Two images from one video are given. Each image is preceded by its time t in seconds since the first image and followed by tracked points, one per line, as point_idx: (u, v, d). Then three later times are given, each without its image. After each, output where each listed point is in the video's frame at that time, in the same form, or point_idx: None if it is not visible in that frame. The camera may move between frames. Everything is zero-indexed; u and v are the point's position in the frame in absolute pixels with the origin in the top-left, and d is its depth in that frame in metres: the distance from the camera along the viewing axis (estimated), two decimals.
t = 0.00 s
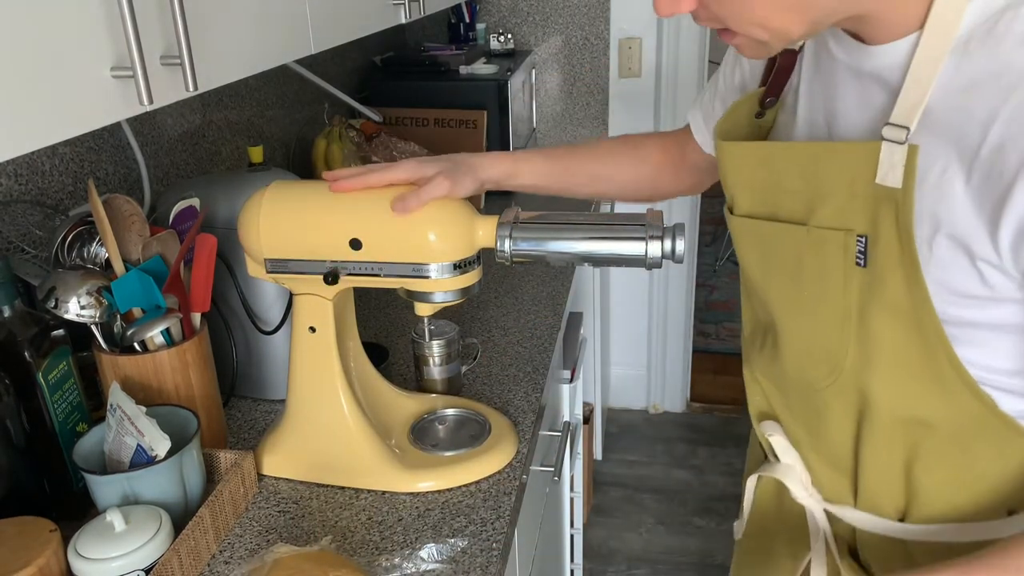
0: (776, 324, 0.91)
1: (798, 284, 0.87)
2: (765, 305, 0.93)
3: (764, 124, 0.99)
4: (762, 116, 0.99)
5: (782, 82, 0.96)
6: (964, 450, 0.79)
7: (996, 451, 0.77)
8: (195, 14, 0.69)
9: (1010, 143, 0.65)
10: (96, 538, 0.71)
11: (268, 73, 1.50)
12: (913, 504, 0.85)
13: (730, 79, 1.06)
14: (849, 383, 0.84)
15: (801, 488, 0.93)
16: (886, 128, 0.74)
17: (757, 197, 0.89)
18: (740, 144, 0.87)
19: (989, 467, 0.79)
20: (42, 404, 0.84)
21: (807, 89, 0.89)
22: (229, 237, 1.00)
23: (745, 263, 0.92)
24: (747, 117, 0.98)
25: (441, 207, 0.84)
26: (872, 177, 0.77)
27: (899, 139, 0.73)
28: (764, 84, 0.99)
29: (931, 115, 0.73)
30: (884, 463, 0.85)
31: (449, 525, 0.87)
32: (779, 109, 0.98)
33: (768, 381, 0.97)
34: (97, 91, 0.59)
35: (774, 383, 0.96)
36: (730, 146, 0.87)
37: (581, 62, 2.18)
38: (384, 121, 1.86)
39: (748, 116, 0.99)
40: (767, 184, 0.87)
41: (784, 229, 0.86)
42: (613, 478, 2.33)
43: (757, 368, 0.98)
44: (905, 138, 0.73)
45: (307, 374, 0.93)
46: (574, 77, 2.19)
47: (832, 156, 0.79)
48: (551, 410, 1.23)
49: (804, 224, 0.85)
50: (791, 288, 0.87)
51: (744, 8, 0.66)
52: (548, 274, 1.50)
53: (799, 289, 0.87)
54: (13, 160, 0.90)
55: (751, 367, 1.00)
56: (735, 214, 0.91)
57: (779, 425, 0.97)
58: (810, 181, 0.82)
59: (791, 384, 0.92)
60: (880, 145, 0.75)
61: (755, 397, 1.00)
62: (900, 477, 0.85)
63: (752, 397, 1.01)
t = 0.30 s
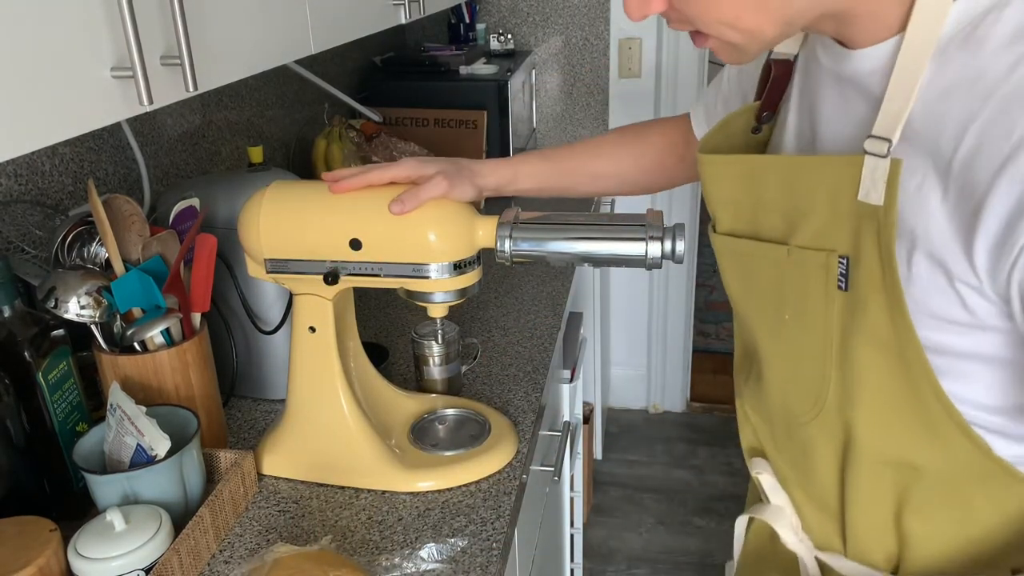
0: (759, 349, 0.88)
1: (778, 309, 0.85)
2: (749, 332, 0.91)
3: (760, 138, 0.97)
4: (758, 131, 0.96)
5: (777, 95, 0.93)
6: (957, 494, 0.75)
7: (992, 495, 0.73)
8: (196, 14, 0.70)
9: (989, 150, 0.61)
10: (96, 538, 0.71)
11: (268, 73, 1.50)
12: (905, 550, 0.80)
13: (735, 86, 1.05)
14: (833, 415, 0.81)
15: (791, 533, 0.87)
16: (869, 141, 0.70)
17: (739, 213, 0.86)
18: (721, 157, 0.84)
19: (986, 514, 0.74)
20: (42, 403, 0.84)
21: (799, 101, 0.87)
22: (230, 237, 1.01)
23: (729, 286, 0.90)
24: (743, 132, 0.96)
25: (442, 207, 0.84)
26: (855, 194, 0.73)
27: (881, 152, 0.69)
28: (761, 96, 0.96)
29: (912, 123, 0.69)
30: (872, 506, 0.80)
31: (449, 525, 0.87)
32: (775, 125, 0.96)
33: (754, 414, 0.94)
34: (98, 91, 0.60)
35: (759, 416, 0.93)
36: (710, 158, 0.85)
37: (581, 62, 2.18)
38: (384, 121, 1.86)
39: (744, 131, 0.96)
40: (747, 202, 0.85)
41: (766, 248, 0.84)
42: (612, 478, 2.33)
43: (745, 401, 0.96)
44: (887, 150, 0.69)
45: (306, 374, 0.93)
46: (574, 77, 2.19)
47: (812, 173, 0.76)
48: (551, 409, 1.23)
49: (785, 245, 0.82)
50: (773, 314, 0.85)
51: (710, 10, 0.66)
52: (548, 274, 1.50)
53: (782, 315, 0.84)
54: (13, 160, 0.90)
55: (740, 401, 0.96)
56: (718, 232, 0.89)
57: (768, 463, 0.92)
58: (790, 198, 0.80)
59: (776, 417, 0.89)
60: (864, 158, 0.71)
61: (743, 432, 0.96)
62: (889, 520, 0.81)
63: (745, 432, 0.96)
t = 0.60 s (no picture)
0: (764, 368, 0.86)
1: (785, 328, 0.82)
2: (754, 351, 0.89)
3: (763, 151, 0.94)
4: (762, 144, 0.94)
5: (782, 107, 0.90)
6: (965, 531, 0.71)
7: (1006, 534, 0.70)
8: (196, 14, 0.69)
9: (985, 157, 0.59)
10: (96, 538, 0.71)
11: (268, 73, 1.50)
12: None
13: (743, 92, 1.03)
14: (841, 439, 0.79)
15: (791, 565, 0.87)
16: (883, 152, 0.67)
17: (746, 225, 0.85)
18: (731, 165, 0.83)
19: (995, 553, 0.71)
20: (41, 405, 0.85)
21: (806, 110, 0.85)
22: (230, 237, 1.01)
23: (735, 304, 0.89)
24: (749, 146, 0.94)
25: (441, 207, 0.84)
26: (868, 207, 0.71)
27: (897, 163, 0.67)
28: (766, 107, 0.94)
29: (924, 129, 0.66)
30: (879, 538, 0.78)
31: (449, 525, 0.87)
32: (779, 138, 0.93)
33: (756, 438, 0.92)
34: (98, 91, 0.60)
35: (762, 439, 0.91)
36: (717, 166, 0.83)
37: (581, 62, 2.18)
38: (384, 121, 1.86)
39: (748, 143, 0.94)
40: (756, 213, 0.83)
41: (772, 262, 0.82)
42: (612, 478, 2.33)
43: (747, 423, 0.94)
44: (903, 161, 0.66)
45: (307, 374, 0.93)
46: (574, 77, 2.19)
47: (822, 184, 0.74)
48: (551, 409, 1.23)
49: (794, 259, 0.80)
50: (780, 333, 0.83)
51: None
52: (548, 274, 1.50)
53: (789, 335, 0.82)
54: (13, 160, 0.90)
55: (743, 424, 0.95)
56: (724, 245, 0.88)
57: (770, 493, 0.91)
58: (800, 207, 0.78)
59: (780, 441, 0.87)
60: (880, 169, 0.68)
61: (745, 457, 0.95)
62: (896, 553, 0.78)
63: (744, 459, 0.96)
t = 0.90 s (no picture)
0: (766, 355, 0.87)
1: (790, 318, 0.82)
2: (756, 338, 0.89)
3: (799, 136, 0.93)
4: (797, 129, 0.92)
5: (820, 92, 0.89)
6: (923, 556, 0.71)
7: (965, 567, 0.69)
8: (195, 13, 0.69)
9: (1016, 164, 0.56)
10: (96, 538, 0.71)
11: (268, 73, 1.50)
12: None
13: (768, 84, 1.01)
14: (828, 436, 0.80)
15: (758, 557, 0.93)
16: (907, 147, 0.64)
17: (765, 208, 0.83)
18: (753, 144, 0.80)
19: None
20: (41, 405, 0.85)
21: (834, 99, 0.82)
22: (230, 237, 1.01)
23: (743, 284, 0.88)
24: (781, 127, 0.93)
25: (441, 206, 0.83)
26: (882, 203, 0.69)
27: (920, 160, 0.64)
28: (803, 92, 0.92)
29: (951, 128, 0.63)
30: (844, 540, 0.79)
31: (449, 525, 0.87)
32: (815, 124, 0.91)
33: (746, 425, 0.95)
34: (98, 91, 0.60)
35: (752, 426, 0.93)
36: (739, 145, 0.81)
37: (581, 62, 2.17)
38: (384, 121, 1.86)
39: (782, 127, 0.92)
40: (775, 197, 0.81)
41: (784, 249, 0.81)
42: (612, 478, 2.33)
43: (740, 408, 0.96)
44: (927, 159, 0.63)
45: (306, 374, 0.93)
46: (574, 77, 2.19)
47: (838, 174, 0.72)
48: (551, 410, 1.23)
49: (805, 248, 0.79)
50: (784, 322, 0.83)
51: None
52: (549, 274, 1.50)
53: (793, 325, 0.82)
54: (13, 160, 0.90)
55: (737, 408, 0.97)
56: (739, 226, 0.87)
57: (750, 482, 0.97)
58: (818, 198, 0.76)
59: (769, 429, 0.89)
60: (900, 164, 0.65)
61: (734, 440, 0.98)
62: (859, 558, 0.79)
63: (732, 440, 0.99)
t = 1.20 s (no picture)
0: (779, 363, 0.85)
1: (808, 328, 0.81)
2: (766, 343, 0.88)
3: (804, 133, 0.94)
4: (805, 125, 0.94)
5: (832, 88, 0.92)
6: None
7: None
8: (196, 13, 0.69)
9: None
10: (96, 537, 0.71)
11: (268, 73, 1.50)
12: None
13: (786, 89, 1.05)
14: (845, 448, 0.80)
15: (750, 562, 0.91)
16: (958, 161, 0.62)
17: (791, 211, 0.83)
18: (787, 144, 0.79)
19: None
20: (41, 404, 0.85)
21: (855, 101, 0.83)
22: (230, 237, 1.01)
23: (750, 289, 0.87)
24: (787, 124, 0.95)
25: (440, 206, 0.83)
26: (924, 220, 0.67)
27: (973, 178, 0.61)
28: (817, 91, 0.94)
29: (1007, 146, 0.61)
30: (849, 559, 0.79)
31: (449, 525, 0.87)
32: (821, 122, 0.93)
33: (745, 430, 0.94)
34: (98, 91, 0.60)
35: (753, 433, 0.93)
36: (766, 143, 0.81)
37: (581, 62, 2.17)
38: (384, 121, 1.86)
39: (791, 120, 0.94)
40: (806, 199, 0.80)
41: (811, 256, 0.79)
42: (612, 478, 2.33)
43: (740, 413, 0.94)
44: (981, 177, 0.61)
45: (307, 374, 0.93)
46: (574, 77, 2.18)
47: (875, 182, 0.71)
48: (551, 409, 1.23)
49: (833, 258, 0.78)
50: (802, 330, 0.82)
51: None
52: (548, 274, 1.50)
53: (811, 335, 0.81)
54: (13, 160, 0.90)
55: (735, 413, 0.95)
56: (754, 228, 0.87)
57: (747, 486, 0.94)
58: (852, 205, 0.75)
59: (775, 438, 0.88)
60: (948, 179, 0.63)
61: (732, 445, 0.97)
62: None
63: (729, 444, 0.98)
